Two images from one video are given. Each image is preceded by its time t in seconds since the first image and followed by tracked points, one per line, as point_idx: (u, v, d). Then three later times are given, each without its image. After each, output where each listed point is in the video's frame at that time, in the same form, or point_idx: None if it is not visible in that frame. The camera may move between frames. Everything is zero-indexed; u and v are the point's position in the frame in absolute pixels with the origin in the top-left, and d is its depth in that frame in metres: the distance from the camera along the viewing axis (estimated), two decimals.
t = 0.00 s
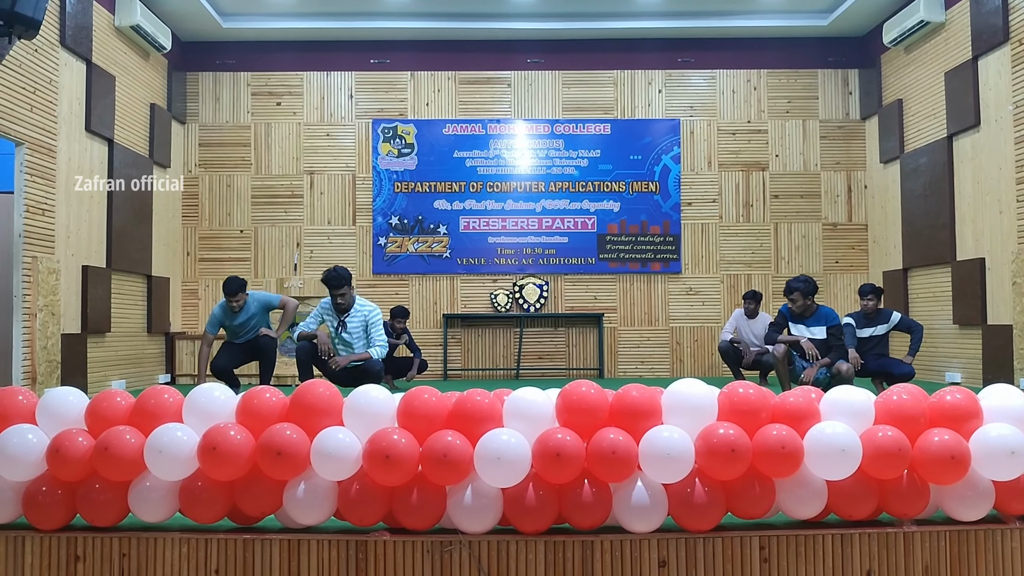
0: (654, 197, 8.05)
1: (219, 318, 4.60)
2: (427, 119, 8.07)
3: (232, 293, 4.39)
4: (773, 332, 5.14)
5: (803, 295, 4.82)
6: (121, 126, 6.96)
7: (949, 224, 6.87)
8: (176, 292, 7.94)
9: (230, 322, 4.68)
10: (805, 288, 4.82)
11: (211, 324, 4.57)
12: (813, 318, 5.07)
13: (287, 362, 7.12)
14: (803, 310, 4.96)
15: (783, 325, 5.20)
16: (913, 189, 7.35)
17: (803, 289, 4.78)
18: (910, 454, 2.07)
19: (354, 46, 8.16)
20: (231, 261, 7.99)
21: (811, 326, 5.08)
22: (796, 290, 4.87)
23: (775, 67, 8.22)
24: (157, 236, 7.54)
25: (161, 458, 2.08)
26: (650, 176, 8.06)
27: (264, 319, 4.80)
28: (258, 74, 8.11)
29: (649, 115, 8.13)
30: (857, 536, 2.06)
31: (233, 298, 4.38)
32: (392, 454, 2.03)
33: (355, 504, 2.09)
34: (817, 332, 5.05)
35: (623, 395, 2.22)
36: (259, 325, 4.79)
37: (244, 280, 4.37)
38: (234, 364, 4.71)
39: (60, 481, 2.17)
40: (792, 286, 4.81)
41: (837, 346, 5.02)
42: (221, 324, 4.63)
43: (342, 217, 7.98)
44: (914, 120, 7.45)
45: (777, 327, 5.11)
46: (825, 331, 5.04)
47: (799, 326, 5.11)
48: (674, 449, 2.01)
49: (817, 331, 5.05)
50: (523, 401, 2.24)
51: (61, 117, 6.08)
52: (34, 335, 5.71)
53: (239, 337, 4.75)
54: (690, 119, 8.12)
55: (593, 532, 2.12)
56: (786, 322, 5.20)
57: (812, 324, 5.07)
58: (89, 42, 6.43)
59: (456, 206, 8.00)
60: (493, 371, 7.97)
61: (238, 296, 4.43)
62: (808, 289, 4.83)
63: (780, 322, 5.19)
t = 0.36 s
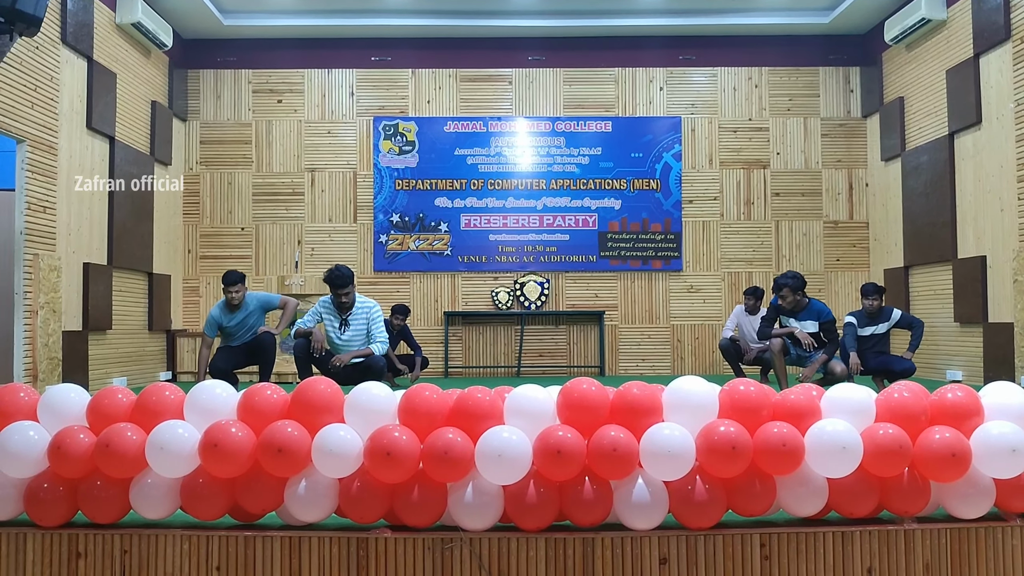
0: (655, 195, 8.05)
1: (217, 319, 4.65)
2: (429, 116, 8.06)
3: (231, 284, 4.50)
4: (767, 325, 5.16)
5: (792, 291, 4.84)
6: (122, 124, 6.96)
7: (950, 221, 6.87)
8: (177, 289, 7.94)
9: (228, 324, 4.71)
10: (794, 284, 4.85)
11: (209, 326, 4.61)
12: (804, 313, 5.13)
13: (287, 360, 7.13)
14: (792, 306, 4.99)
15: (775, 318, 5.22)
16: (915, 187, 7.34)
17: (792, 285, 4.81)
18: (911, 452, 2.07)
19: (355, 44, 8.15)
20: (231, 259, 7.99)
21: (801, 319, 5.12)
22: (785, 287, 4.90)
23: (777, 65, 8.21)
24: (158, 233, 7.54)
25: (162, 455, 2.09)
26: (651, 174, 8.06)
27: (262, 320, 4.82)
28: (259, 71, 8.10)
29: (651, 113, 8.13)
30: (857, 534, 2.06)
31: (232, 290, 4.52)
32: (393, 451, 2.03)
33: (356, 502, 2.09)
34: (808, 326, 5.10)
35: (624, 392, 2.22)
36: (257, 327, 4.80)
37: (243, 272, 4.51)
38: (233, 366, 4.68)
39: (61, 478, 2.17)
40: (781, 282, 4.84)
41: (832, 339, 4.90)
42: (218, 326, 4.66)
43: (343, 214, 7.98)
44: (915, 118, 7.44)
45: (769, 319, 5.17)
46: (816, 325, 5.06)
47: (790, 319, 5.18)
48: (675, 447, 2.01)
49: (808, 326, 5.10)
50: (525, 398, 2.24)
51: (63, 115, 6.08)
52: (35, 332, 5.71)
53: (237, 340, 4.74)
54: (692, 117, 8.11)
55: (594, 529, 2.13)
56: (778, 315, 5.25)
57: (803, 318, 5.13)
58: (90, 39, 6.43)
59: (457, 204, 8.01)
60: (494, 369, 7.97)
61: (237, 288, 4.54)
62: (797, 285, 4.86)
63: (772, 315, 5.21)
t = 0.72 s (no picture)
0: (655, 193, 8.05)
1: (216, 316, 4.63)
2: (429, 115, 8.06)
3: (231, 278, 4.53)
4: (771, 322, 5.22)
5: (813, 293, 4.82)
6: (122, 122, 6.96)
7: (951, 219, 6.86)
8: (177, 287, 7.94)
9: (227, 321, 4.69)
10: (815, 286, 4.82)
11: (208, 322, 4.59)
12: (816, 319, 5.02)
13: (288, 358, 7.15)
14: (811, 308, 4.96)
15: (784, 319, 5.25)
16: (915, 185, 7.34)
17: (813, 286, 4.78)
18: (911, 451, 2.07)
19: (355, 42, 8.14)
20: (232, 257, 7.99)
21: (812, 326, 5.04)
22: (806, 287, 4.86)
23: (777, 63, 8.20)
24: (159, 232, 7.54)
25: (162, 454, 2.09)
26: (652, 172, 8.05)
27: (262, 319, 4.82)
28: (259, 69, 8.10)
29: (651, 111, 8.12)
30: (858, 532, 2.07)
31: (231, 285, 4.55)
32: (393, 450, 2.03)
33: (356, 500, 2.10)
34: (817, 332, 5.01)
35: (625, 391, 2.22)
36: (256, 327, 4.80)
37: (242, 267, 4.56)
38: (234, 366, 4.68)
39: (62, 476, 2.18)
40: (804, 283, 4.79)
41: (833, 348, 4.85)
42: (217, 324, 4.65)
43: (343, 213, 7.98)
44: (916, 115, 7.43)
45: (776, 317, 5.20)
46: (825, 333, 4.97)
47: (800, 324, 5.08)
48: (675, 445, 2.02)
49: (819, 334, 4.99)
50: (524, 396, 2.24)
51: (63, 113, 6.08)
52: (35, 331, 5.72)
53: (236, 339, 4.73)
54: (692, 115, 8.11)
55: (594, 527, 2.13)
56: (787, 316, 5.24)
57: (814, 324, 5.04)
58: (90, 37, 6.43)
59: (457, 202, 8.01)
60: (495, 367, 7.97)
61: (236, 283, 4.57)
62: (819, 287, 4.83)
63: (783, 315, 5.26)
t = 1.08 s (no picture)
0: (656, 190, 8.04)
1: (216, 314, 4.64)
2: (431, 112, 8.05)
3: (231, 279, 4.50)
4: (767, 324, 5.16)
5: (805, 284, 4.88)
6: (123, 120, 6.95)
7: (952, 217, 6.86)
8: (178, 285, 7.95)
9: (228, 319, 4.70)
10: (806, 276, 4.89)
11: (209, 320, 4.61)
12: (808, 312, 5.07)
13: (289, 356, 7.16)
14: (801, 300, 5.01)
15: (778, 318, 5.20)
16: (916, 182, 7.33)
17: (805, 277, 4.85)
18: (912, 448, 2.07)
19: (356, 39, 8.14)
20: (232, 255, 7.99)
21: (803, 320, 5.08)
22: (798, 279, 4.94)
23: (778, 61, 8.19)
24: (160, 230, 7.54)
25: (163, 451, 2.09)
26: (653, 170, 8.05)
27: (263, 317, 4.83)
28: (260, 67, 8.09)
29: (652, 108, 8.11)
30: (859, 529, 2.07)
31: (232, 286, 4.54)
32: (394, 447, 2.03)
33: (357, 498, 2.10)
34: (810, 325, 5.04)
35: (626, 388, 2.22)
36: (256, 325, 4.81)
37: (244, 269, 4.53)
38: (235, 363, 4.68)
39: (63, 473, 2.18)
40: (795, 273, 4.88)
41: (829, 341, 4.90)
42: (217, 322, 4.66)
43: (344, 210, 7.98)
44: (917, 113, 7.42)
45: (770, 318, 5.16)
46: (817, 326, 5.00)
47: (792, 318, 5.13)
48: (676, 442, 2.02)
49: (810, 326, 5.04)
50: (525, 393, 2.24)
51: (64, 110, 6.07)
52: (36, 329, 5.72)
53: (237, 337, 4.74)
54: (693, 113, 8.10)
55: (595, 524, 2.13)
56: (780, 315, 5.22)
57: (806, 317, 5.08)
58: (92, 35, 6.42)
59: (458, 199, 8.00)
60: (495, 365, 7.97)
61: (237, 284, 4.56)
62: (810, 278, 4.90)
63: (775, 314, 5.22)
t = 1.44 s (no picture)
0: (657, 188, 8.04)
1: (217, 311, 4.65)
2: (431, 110, 8.05)
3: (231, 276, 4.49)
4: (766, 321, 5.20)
5: (802, 281, 4.88)
6: (124, 117, 6.94)
7: (953, 215, 6.85)
8: (179, 282, 7.95)
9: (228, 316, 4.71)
10: (804, 274, 4.88)
11: (209, 316, 4.61)
12: (805, 310, 5.06)
13: (290, 353, 7.17)
14: (796, 297, 5.01)
15: (777, 316, 5.22)
16: (918, 180, 7.32)
17: (802, 274, 4.85)
18: (913, 445, 2.07)
19: (357, 37, 8.13)
20: (233, 252, 7.99)
21: (802, 317, 5.07)
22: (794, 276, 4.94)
23: (780, 58, 8.18)
24: (160, 227, 7.54)
25: (164, 448, 2.09)
26: (654, 167, 8.04)
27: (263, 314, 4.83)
28: (261, 64, 8.08)
29: (652, 106, 8.10)
30: (860, 526, 2.06)
31: (233, 285, 4.55)
32: (394, 444, 2.03)
33: (358, 495, 2.10)
34: (809, 323, 5.02)
35: (626, 385, 2.22)
36: (257, 322, 4.81)
37: (244, 266, 4.52)
38: (237, 360, 4.68)
39: (64, 470, 2.18)
40: (792, 270, 4.89)
41: (829, 338, 4.86)
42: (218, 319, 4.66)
43: (345, 208, 7.97)
44: (918, 111, 7.41)
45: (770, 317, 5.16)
46: (817, 325, 4.98)
47: (791, 315, 5.11)
48: (677, 440, 2.02)
49: (809, 324, 5.02)
50: (525, 390, 2.24)
51: (65, 108, 6.07)
52: (37, 326, 5.72)
53: (237, 334, 4.73)
54: (694, 110, 8.09)
55: (596, 522, 2.13)
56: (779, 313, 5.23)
57: (804, 316, 5.07)
58: (93, 32, 6.42)
59: (459, 197, 8.00)
60: (496, 362, 7.96)
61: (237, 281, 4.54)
62: (807, 275, 4.89)
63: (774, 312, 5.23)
